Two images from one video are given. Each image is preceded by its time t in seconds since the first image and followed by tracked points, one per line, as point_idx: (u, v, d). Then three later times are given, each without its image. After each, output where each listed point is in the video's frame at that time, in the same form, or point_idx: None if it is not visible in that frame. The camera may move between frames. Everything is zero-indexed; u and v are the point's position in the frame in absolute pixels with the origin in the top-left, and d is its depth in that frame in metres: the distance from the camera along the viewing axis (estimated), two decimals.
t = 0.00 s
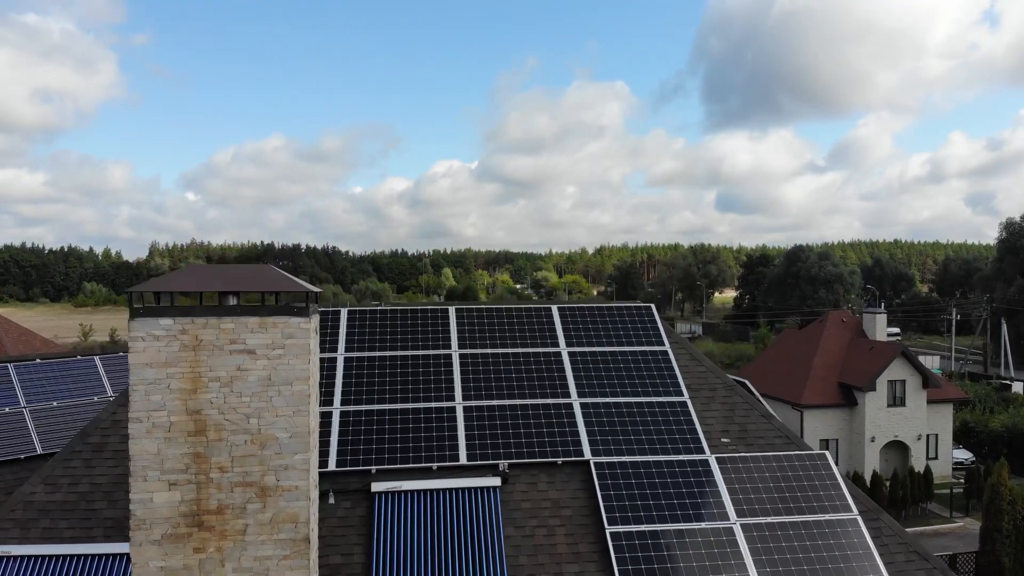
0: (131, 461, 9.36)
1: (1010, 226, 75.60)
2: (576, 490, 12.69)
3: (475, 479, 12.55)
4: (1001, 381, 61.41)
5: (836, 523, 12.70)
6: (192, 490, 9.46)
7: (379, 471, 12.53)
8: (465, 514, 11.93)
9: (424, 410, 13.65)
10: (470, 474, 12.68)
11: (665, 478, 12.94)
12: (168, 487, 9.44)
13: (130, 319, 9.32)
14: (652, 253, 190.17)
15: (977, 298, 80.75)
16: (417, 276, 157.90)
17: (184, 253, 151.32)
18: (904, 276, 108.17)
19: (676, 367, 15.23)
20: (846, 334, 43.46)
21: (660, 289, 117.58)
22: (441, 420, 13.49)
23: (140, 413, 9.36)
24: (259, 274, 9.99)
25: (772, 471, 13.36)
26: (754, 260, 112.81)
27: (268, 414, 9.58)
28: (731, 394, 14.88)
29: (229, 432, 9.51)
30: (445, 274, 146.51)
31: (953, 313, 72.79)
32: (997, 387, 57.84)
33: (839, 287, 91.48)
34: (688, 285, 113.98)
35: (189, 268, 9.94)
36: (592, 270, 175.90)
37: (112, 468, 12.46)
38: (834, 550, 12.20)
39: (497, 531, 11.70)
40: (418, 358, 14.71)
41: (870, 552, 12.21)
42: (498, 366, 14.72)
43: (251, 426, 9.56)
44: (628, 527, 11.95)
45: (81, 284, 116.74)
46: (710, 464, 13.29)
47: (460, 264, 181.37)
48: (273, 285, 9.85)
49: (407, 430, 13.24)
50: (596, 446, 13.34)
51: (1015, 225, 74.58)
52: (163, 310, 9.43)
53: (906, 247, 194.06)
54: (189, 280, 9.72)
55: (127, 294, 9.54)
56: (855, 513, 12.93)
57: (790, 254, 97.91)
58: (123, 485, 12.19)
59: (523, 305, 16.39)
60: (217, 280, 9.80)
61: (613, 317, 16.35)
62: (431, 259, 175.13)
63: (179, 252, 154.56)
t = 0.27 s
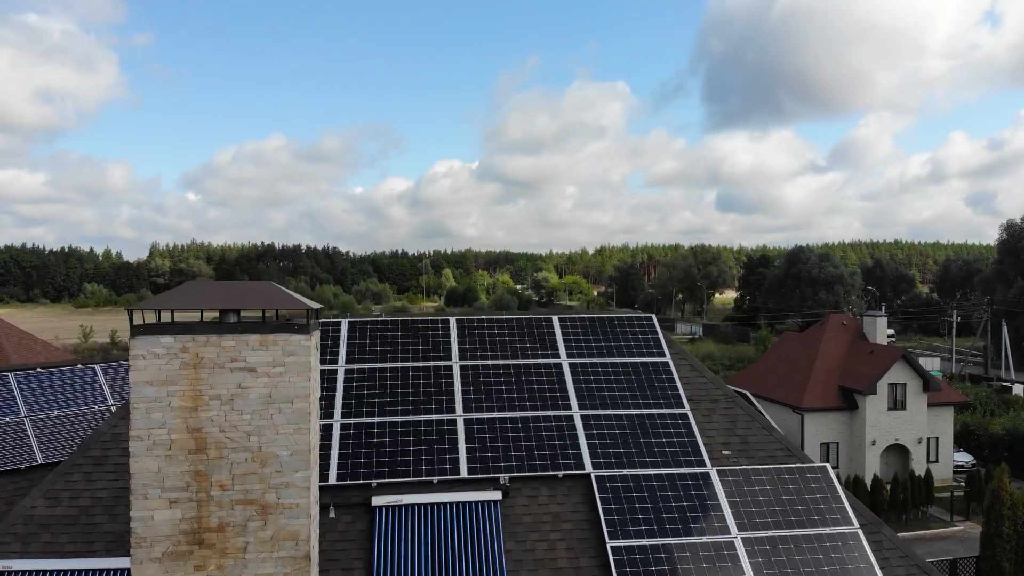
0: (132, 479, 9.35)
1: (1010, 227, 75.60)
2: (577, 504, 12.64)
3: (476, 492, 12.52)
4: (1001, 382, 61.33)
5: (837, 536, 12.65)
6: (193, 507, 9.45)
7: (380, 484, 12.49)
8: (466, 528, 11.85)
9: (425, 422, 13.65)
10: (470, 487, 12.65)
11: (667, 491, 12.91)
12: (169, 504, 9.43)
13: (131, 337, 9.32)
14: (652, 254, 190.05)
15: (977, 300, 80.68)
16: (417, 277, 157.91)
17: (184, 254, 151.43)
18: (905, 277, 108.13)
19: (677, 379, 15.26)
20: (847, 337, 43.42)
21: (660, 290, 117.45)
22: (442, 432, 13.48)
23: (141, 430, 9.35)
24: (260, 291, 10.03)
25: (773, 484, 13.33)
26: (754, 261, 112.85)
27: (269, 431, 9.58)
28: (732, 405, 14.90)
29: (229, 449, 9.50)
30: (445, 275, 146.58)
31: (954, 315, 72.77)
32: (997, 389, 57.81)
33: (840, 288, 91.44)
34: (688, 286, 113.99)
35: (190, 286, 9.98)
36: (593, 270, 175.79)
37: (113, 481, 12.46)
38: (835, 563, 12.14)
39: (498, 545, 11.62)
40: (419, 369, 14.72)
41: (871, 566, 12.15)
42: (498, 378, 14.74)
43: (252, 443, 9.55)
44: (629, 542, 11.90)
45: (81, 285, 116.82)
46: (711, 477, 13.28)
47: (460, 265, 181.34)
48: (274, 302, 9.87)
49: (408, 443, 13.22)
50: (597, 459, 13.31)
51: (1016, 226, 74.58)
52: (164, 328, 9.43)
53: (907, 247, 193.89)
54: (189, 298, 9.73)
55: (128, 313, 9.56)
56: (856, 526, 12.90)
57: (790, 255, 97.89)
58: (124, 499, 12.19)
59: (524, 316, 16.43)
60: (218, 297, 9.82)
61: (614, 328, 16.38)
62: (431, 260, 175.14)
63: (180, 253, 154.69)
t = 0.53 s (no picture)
0: (133, 499, 9.34)
1: (1010, 229, 75.60)
2: (578, 519, 12.58)
3: (477, 506, 12.50)
4: (1001, 385, 61.30)
5: (839, 552, 12.59)
6: (194, 527, 9.44)
7: (381, 500, 12.41)
8: (467, 544, 11.74)
9: (425, 436, 13.64)
10: (471, 503, 12.57)
11: (668, 506, 12.87)
12: (170, 525, 9.42)
13: (131, 357, 9.31)
14: (652, 254, 189.96)
15: (978, 301, 80.64)
16: (417, 277, 157.93)
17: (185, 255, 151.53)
18: (905, 278, 108.11)
19: (678, 391, 15.30)
20: (847, 341, 43.39)
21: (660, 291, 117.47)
22: (443, 447, 13.47)
23: (142, 450, 9.35)
24: (260, 309, 10.03)
25: (774, 499, 13.28)
26: (754, 262, 112.84)
27: (269, 451, 9.56)
28: (733, 419, 14.92)
29: (230, 469, 9.49)
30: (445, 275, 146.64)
31: (954, 316, 72.78)
32: (998, 391, 57.79)
33: (840, 288, 91.42)
34: (688, 287, 114.02)
35: (190, 305, 9.97)
36: (593, 271, 175.81)
37: (114, 496, 12.47)
38: None
39: (498, 561, 11.50)
40: (420, 382, 14.75)
41: None
42: (499, 391, 14.76)
43: (252, 463, 9.53)
44: (630, 557, 11.82)
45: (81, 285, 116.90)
46: (712, 491, 13.26)
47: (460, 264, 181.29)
48: (274, 321, 9.85)
49: (408, 457, 13.20)
50: (598, 473, 13.29)
51: (1016, 228, 74.58)
52: (165, 348, 9.42)
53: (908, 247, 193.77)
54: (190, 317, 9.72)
55: (128, 333, 9.55)
56: (858, 541, 12.83)
57: (790, 256, 97.90)
58: (125, 514, 12.19)
59: (525, 329, 16.49)
60: (218, 316, 9.81)
61: (615, 340, 16.43)
62: (432, 260, 175.15)
63: (180, 253, 154.75)
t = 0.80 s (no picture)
0: (134, 515, 9.34)
1: (1011, 230, 75.59)
2: (579, 531, 12.54)
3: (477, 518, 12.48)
4: (1001, 386, 61.25)
5: (840, 564, 12.52)
6: (195, 543, 9.44)
7: (381, 512, 12.39)
8: (467, 557, 11.69)
9: (426, 447, 13.65)
10: (472, 515, 12.53)
11: (669, 518, 12.82)
12: (171, 540, 9.42)
13: (132, 373, 9.30)
14: (652, 253, 189.41)
15: (978, 302, 80.58)
16: (417, 278, 157.95)
17: (185, 255, 151.52)
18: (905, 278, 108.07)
19: (679, 402, 15.34)
20: (847, 343, 43.38)
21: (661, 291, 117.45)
22: (444, 458, 13.47)
23: (143, 466, 9.34)
24: (261, 325, 10.04)
25: (775, 510, 13.25)
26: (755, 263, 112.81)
27: (270, 467, 9.56)
28: (734, 429, 14.94)
29: (231, 485, 9.48)
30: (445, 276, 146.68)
31: (955, 318, 72.75)
32: (998, 393, 57.77)
33: (840, 289, 91.40)
34: (688, 288, 114.00)
35: (191, 321, 9.99)
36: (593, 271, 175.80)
37: (115, 508, 12.46)
38: None
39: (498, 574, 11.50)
40: (421, 392, 14.77)
41: None
42: (500, 401, 14.78)
43: (253, 479, 9.53)
44: (630, 569, 11.72)
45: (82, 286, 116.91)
46: (713, 503, 13.23)
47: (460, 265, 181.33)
48: (275, 337, 9.85)
49: (408, 468, 13.19)
50: (598, 485, 13.27)
51: (1016, 229, 74.57)
52: (165, 364, 9.41)
53: (908, 247, 193.56)
54: (191, 333, 9.74)
55: (130, 349, 9.56)
56: (859, 553, 12.76)
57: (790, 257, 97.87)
58: (126, 526, 12.18)
59: (526, 339, 16.53)
60: (219, 332, 9.82)
61: (616, 350, 16.48)
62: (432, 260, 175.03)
63: (180, 254, 154.78)
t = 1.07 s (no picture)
0: (135, 533, 9.34)
1: (1011, 232, 75.50)
2: (580, 544, 12.48)
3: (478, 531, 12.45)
4: (1002, 388, 61.18)
5: None
6: (196, 561, 9.44)
7: (382, 526, 12.35)
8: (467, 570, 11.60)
9: (427, 460, 13.66)
10: (472, 529, 12.48)
11: (670, 531, 12.80)
12: (172, 558, 9.42)
13: (133, 392, 9.30)
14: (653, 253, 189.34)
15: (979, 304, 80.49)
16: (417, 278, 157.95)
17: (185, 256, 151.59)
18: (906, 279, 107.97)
19: (680, 414, 15.37)
20: (847, 346, 43.34)
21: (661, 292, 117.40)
22: (444, 471, 13.46)
23: (144, 485, 9.34)
24: (261, 342, 10.04)
25: (775, 524, 13.21)
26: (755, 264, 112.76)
27: (271, 485, 9.56)
28: (734, 441, 14.95)
29: (232, 503, 9.48)
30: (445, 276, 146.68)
31: (955, 320, 72.67)
32: (998, 396, 57.70)
33: (840, 290, 91.34)
34: (688, 289, 113.95)
35: (192, 339, 10.00)
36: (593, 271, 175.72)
37: (116, 522, 12.47)
38: None
39: None
40: (421, 404, 14.79)
41: None
42: (501, 413, 14.79)
43: (254, 497, 9.53)
44: None
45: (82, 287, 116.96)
46: (714, 517, 13.19)
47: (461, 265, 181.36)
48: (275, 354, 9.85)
49: (409, 482, 13.18)
50: (598, 497, 13.26)
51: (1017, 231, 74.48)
52: (166, 383, 9.41)
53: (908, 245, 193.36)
54: (191, 351, 9.75)
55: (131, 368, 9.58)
56: (860, 566, 12.68)
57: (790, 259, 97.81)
58: (127, 540, 12.19)
59: (526, 350, 16.57)
60: (219, 350, 9.83)
61: (616, 361, 16.52)
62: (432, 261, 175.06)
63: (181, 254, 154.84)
